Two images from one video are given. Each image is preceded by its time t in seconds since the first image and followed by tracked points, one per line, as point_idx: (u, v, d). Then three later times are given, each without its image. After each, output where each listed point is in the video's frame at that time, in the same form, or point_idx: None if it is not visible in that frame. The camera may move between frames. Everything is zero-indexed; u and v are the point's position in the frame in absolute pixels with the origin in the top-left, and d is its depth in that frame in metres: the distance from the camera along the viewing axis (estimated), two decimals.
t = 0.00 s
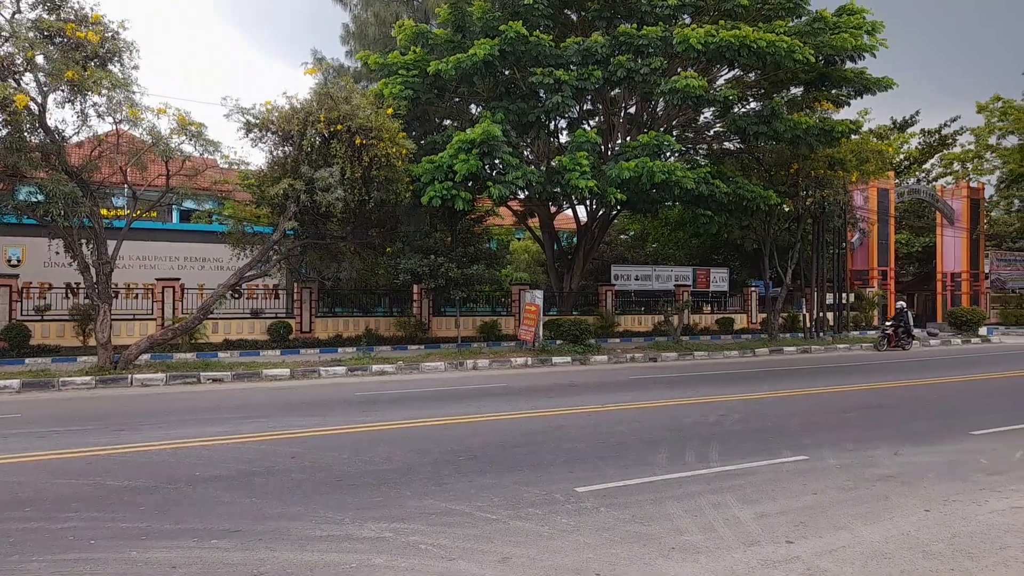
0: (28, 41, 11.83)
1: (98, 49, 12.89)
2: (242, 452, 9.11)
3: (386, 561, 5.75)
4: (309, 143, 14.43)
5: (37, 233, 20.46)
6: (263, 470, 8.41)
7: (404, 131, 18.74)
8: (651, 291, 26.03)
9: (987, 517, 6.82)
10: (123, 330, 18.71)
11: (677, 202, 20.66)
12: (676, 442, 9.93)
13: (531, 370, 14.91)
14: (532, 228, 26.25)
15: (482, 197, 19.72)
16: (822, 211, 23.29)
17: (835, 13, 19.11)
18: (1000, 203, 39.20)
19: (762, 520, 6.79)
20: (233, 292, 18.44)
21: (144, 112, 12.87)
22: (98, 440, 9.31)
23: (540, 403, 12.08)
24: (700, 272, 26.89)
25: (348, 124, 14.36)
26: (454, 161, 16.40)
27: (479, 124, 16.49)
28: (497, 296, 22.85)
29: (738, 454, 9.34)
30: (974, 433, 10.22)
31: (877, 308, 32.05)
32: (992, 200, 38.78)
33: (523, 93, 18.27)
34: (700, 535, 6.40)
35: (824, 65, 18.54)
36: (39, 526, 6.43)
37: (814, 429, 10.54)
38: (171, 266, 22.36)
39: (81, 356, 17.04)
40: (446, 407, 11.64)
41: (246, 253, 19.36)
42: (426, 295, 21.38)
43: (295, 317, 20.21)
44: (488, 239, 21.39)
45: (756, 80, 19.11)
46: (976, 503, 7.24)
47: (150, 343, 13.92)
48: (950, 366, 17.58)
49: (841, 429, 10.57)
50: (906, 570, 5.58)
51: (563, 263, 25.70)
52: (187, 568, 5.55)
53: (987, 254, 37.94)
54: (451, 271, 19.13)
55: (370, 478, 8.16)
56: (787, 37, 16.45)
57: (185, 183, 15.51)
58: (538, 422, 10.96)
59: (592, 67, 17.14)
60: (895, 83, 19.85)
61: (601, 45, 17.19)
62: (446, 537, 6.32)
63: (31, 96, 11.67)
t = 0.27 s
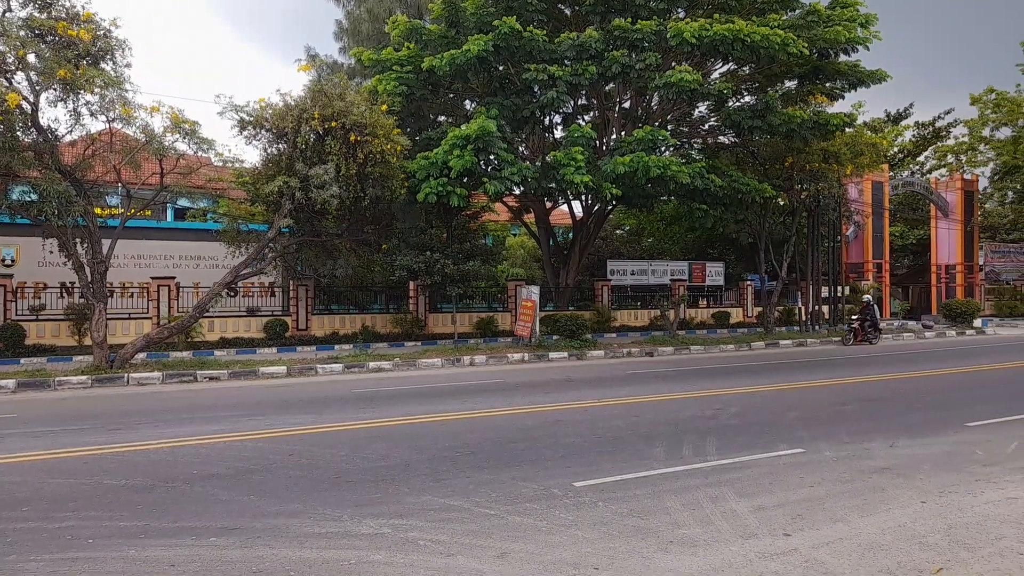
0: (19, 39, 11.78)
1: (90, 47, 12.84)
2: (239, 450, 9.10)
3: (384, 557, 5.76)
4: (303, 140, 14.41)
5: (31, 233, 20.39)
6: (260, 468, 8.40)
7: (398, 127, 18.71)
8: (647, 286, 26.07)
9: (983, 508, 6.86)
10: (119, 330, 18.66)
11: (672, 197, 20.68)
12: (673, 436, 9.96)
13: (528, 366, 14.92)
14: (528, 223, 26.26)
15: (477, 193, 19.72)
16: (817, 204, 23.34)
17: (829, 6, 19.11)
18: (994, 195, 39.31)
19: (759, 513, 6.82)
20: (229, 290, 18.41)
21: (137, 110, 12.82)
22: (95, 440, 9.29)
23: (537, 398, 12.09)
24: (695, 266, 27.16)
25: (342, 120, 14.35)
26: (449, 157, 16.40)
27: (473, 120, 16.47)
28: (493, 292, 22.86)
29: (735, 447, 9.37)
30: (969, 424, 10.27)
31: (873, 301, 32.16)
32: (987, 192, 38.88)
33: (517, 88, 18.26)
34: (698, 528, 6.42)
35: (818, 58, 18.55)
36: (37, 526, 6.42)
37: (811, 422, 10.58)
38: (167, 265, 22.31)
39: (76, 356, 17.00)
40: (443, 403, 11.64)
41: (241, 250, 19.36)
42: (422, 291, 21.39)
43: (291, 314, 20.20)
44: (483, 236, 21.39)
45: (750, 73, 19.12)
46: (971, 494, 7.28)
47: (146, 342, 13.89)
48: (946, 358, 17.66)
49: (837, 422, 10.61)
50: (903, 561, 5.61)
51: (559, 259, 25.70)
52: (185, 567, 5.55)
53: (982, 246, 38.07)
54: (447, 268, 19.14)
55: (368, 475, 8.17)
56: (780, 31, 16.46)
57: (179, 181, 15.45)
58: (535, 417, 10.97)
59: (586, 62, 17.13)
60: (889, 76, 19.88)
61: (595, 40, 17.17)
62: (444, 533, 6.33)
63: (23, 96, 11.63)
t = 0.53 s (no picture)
0: (12, 24, 11.66)
1: (84, 33, 12.73)
2: (229, 442, 9.07)
3: (372, 551, 5.75)
4: (298, 131, 14.34)
5: (22, 220, 20.24)
6: (250, 459, 8.38)
7: (394, 120, 18.64)
8: (639, 284, 26.11)
9: (968, 509, 6.92)
10: (109, 319, 18.57)
11: (667, 195, 20.69)
12: (664, 434, 9.99)
13: (520, 362, 14.93)
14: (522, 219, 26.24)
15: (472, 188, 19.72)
16: (811, 205, 23.41)
17: (826, 7, 19.14)
18: (986, 199, 39.56)
19: (747, 511, 6.85)
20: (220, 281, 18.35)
21: (131, 98, 12.73)
22: (83, 429, 9.24)
23: (528, 394, 12.11)
24: (688, 265, 27.34)
25: (337, 112, 14.29)
26: (444, 151, 16.35)
27: (470, 114, 16.43)
28: (486, 287, 22.84)
29: (725, 446, 9.41)
30: (956, 426, 10.35)
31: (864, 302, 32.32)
32: (979, 196, 39.11)
33: (514, 83, 18.22)
34: (686, 526, 6.45)
35: (815, 59, 18.57)
36: (23, 515, 6.39)
37: (800, 422, 10.63)
38: (158, 254, 22.20)
39: (65, 344, 16.90)
40: (435, 397, 11.64)
41: (233, 241, 19.28)
42: (415, 285, 21.36)
43: (283, 306, 20.13)
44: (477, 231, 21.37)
45: (747, 73, 19.15)
46: (958, 495, 7.33)
47: (136, 332, 13.82)
48: (935, 361, 17.75)
49: (826, 422, 10.67)
50: (889, 562, 5.64)
51: (552, 255, 25.70)
52: (172, 557, 5.53)
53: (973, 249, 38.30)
54: (440, 262, 19.11)
55: (357, 468, 8.16)
56: (778, 31, 16.47)
57: (172, 170, 15.36)
58: (526, 413, 10.98)
59: (584, 58, 17.10)
60: (885, 78, 19.93)
61: (593, 36, 17.13)
62: (433, 527, 6.33)
63: (15, 81, 11.52)
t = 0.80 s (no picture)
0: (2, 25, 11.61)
1: (75, 34, 12.68)
2: (222, 444, 9.03)
3: (367, 554, 5.74)
4: (290, 132, 14.31)
5: (13, 222, 20.13)
6: (243, 462, 8.34)
7: (387, 121, 18.63)
8: (633, 285, 26.15)
9: (961, 509, 6.95)
10: (101, 321, 18.47)
11: (660, 196, 20.75)
12: (658, 435, 10.00)
13: (514, 363, 14.93)
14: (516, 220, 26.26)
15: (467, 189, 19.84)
16: (803, 206, 23.52)
17: (817, 9, 19.26)
18: (976, 200, 39.85)
19: (741, 512, 6.86)
20: (213, 283, 18.29)
21: (122, 99, 12.67)
22: (75, 432, 9.18)
23: (522, 395, 12.10)
24: (681, 266, 27.42)
25: (330, 113, 14.27)
26: (437, 153, 16.35)
27: (463, 115, 16.44)
28: (480, 288, 22.84)
29: (719, 447, 9.43)
30: (948, 426, 10.41)
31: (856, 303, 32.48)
32: (969, 197, 39.39)
33: (507, 85, 18.25)
34: (681, 527, 6.46)
35: (806, 62, 18.61)
36: (14, 519, 6.34)
37: (793, 423, 10.67)
38: (151, 256, 22.11)
39: (56, 347, 16.80)
40: (429, 399, 11.62)
41: (225, 243, 19.23)
42: (408, 287, 21.34)
43: (276, 308, 20.08)
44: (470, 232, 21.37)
45: (739, 75, 19.24)
46: (950, 495, 7.37)
47: (128, 334, 13.76)
48: (927, 361, 17.86)
49: (819, 423, 10.71)
50: (883, 562, 5.66)
51: (546, 257, 25.73)
52: (165, 561, 5.50)
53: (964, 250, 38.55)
54: (434, 264, 19.12)
55: (351, 470, 8.14)
56: (770, 33, 16.54)
57: (164, 172, 15.30)
58: (521, 415, 10.99)
59: (576, 60, 17.14)
60: (876, 80, 20.06)
61: (585, 37, 17.18)
62: (428, 529, 6.32)
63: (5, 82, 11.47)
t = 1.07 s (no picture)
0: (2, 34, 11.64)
1: (74, 43, 12.72)
2: (225, 451, 9.03)
3: (371, 558, 5.73)
4: (290, 138, 14.34)
5: (14, 230, 20.17)
6: (246, 468, 8.34)
7: (386, 126, 18.65)
8: (633, 287, 26.13)
9: (966, 507, 6.94)
10: (102, 329, 18.49)
11: (660, 197, 20.74)
12: (661, 436, 9.99)
13: (516, 366, 14.91)
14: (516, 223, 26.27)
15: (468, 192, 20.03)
16: (803, 206, 23.52)
17: (815, 9, 19.29)
18: (976, 198, 39.84)
19: (745, 513, 6.85)
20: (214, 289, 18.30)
21: (122, 107, 12.70)
22: (78, 440, 9.18)
23: (525, 398, 12.09)
24: (683, 268, 26.96)
25: (330, 119, 14.29)
26: (437, 156, 16.37)
27: (462, 119, 16.45)
28: (481, 291, 22.84)
29: (722, 447, 9.41)
30: (952, 424, 10.39)
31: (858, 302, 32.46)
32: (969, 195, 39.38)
33: (505, 88, 18.27)
34: (685, 528, 6.44)
35: (805, 61, 18.64)
36: (18, 527, 6.34)
37: (796, 423, 10.66)
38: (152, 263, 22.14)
39: (58, 355, 16.81)
40: (431, 403, 11.61)
41: (226, 249, 19.25)
42: (410, 290, 21.35)
43: (277, 314, 20.08)
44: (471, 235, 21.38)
45: (737, 75, 19.25)
46: (954, 493, 7.36)
47: (130, 341, 13.76)
48: (930, 359, 17.83)
49: (822, 422, 10.70)
50: (888, 561, 5.65)
51: (547, 259, 25.73)
52: (169, 568, 5.49)
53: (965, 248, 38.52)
54: (434, 267, 19.13)
55: (354, 475, 8.13)
56: (768, 33, 16.55)
57: (164, 179, 15.32)
58: (523, 417, 10.98)
59: (575, 62, 17.16)
60: (875, 79, 20.06)
61: (584, 40, 17.21)
62: (431, 533, 6.31)
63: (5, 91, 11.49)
